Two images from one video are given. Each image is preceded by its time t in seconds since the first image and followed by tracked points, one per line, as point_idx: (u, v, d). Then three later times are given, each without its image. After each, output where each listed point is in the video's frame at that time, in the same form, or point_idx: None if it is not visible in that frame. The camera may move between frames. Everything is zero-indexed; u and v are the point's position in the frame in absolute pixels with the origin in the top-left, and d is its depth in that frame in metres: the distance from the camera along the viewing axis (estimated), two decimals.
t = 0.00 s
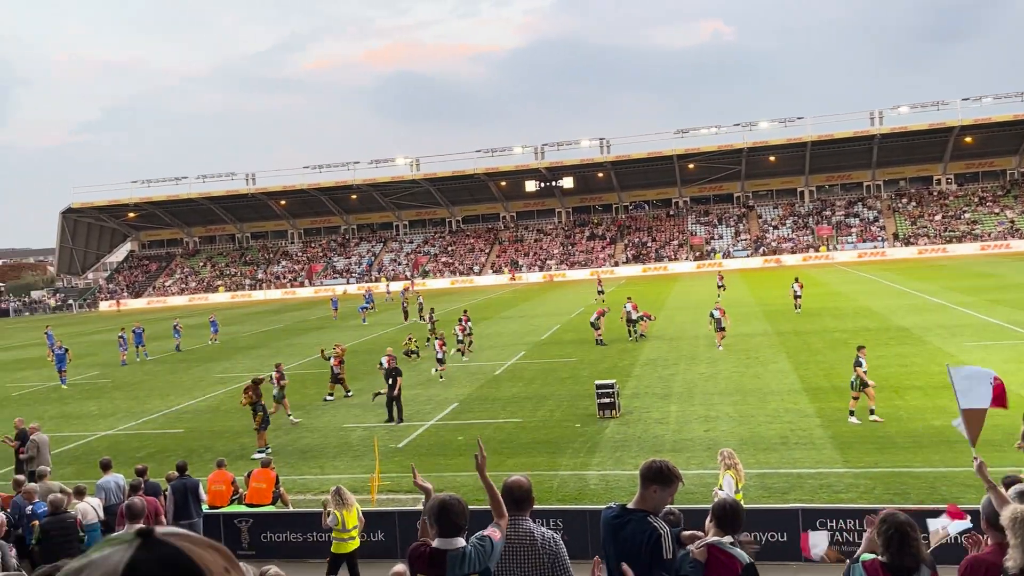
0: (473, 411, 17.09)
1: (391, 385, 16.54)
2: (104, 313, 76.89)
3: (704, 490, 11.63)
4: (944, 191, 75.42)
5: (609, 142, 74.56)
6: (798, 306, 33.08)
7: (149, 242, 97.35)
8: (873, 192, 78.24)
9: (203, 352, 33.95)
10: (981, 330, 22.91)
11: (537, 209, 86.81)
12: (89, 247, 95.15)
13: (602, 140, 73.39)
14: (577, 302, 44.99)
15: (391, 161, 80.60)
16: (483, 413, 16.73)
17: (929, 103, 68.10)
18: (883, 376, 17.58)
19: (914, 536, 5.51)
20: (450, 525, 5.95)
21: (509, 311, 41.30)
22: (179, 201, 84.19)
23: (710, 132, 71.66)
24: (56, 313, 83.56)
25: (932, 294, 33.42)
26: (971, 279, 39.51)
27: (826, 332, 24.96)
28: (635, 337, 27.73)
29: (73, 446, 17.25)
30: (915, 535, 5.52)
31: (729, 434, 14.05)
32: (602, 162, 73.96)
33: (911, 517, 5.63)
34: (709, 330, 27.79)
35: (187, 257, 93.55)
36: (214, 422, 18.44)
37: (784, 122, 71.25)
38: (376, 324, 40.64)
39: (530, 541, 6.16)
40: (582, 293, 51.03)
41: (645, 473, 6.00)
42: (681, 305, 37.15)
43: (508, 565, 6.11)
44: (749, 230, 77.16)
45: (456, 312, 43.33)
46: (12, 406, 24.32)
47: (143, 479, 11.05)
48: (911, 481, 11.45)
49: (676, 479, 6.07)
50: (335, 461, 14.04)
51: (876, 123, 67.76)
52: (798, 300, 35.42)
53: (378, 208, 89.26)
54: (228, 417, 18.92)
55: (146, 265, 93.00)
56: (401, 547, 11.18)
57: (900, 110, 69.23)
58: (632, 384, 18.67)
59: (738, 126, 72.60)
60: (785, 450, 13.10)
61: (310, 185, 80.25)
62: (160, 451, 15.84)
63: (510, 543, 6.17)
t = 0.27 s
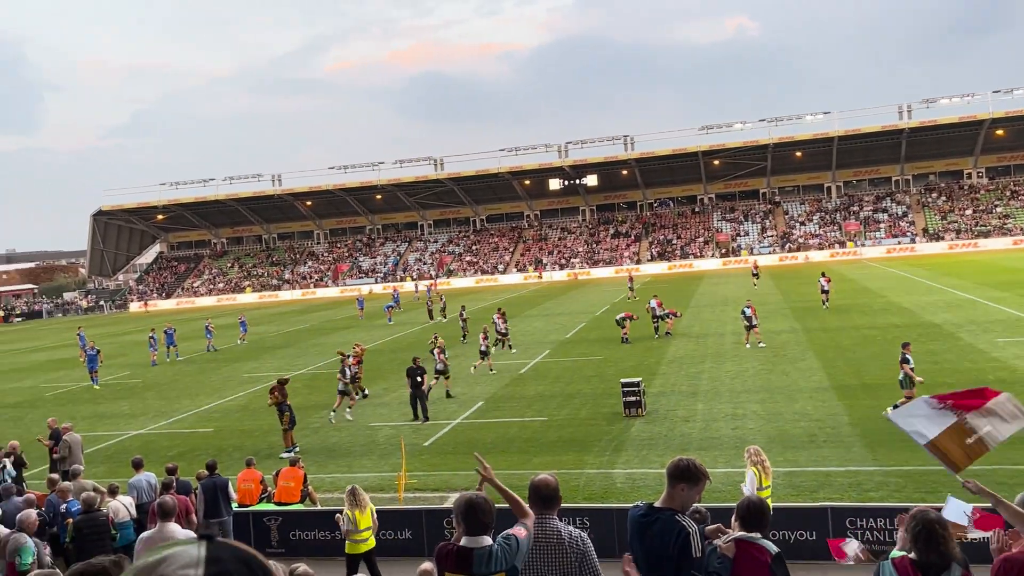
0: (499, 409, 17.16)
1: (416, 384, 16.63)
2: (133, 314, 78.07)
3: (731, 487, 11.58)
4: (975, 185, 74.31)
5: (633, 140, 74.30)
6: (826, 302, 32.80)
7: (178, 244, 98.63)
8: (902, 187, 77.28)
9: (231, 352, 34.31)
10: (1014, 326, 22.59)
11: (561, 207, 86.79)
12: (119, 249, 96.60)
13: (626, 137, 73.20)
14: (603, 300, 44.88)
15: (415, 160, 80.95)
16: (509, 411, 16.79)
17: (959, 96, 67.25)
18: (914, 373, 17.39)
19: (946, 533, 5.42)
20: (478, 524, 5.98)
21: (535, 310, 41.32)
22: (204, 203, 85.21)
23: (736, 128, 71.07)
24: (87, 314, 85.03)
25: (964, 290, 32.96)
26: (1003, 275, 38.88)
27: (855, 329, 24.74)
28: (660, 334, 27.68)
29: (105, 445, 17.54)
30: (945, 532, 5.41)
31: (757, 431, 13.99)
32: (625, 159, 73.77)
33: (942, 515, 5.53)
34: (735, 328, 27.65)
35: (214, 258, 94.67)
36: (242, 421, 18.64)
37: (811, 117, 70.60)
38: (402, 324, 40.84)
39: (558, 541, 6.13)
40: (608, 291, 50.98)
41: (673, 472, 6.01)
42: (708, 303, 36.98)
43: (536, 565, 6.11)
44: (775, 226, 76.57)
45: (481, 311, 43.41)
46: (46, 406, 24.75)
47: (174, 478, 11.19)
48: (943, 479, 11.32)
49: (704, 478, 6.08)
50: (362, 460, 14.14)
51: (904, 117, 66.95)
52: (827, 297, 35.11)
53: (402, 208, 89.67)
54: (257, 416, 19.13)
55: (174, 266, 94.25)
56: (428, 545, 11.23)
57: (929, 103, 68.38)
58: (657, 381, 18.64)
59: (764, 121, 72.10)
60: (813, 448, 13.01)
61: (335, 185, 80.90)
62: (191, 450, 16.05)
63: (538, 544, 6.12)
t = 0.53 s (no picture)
0: (524, 407, 17.17)
1: (439, 382, 16.70)
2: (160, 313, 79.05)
3: (759, 485, 11.51)
4: (1007, 178, 73.11)
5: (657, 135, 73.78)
6: (855, 298, 32.45)
7: (205, 244, 99.85)
8: (931, 181, 76.22)
9: (259, 351, 34.59)
10: None
11: (585, 204, 86.61)
12: (148, 249, 97.89)
13: (650, 133, 72.78)
14: (628, 297, 44.74)
15: (439, 159, 81.11)
16: (534, 409, 16.79)
17: (989, 88, 66.21)
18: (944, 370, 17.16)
19: (976, 532, 5.30)
20: (503, 521, 5.89)
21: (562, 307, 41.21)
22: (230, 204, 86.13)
23: (762, 123, 70.38)
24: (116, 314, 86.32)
25: (995, 285, 32.46)
26: None
27: (884, 325, 24.47)
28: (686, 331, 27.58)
29: (136, 443, 17.76)
30: (975, 531, 5.30)
31: (785, 429, 13.88)
32: (650, 155, 73.36)
33: (974, 512, 5.41)
34: (761, 325, 27.46)
35: (241, 258, 95.62)
36: (270, 419, 18.80)
37: (838, 111, 69.81)
38: (427, 322, 40.99)
39: (586, 539, 6.08)
40: (633, 288, 50.81)
41: (701, 469, 5.97)
42: (734, 300, 36.73)
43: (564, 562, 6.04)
44: (802, 222, 75.86)
45: (506, 309, 43.40)
46: (78, 404, 25.15)
47: (204, 476, 11.31)
48: (975, 479, 11.17)
49: (733, 476, 6.03)
50: (388, 458, 14.22)
51: (933, 109, 66.00)
52: (855, 292, 34.78)
53: (426, 207, 90.00)
54: (284, 415, 19.26)
55: (202, 266, 95.35)
56: (455, 542, 11.25)
57: (959, 95, 67.39)
58: (683, 379, 18.54)
59: (790, 116, 71.45)
60: (842, 445, 12.89)
61: (360, 185, 81.41)
62: (220, 448, 16.21)
63: (567, 540, 6.07)
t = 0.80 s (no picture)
0: (548, 404, 17.21)
1: (462, 379, 16.75)
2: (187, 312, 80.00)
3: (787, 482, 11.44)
4: None
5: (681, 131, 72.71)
6: (884, 293, 32.13)
7: (232, 243, 101.00)
8: (961, 174, 75.26)
9: (285, 349, 34.89)
10: None
11: (608, 200, 86.48)
12: (175, 249, 99.04)
13: (674, 129, 72.01)
14: (653, 293, 44.61)
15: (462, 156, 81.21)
16: (559, 406, 16.82)
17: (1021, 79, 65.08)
18: (974, 366, 16.96)
19: (1007, 529, 5.24)
20: (531, 518, 5.85)
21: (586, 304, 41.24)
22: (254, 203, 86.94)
23: (788, 118, 69.64)
24: (143, 313, 87.49)
25: None
26: None
27: (912, 321, 24.21)
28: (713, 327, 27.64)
29: (165, 440, 18.01)
30: (1006, 529, 5.24)
31: (813, 426, 13.80)
32: (674, 151, 72.79)
33: (1004, 511, 5.34)
34: (788, 321, 27.27)
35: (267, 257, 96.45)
36: (297, 416, 18.98)
37: (865, 104, 69.04)
38: (452, 319, 41.15)
39: (612, 536, 6.05)
40: (657, 284, 50.64)
41: (728, 466, 5.94)
42: (761, 296, 36.53)
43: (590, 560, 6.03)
44: (829, 217, 75.14)
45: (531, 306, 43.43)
46: (108, 402, 25.55)
47: (232, 473, 11.44)
48: (1006, 477, 11.06)
49: (760, 473, 6.01)
50: (415, 455, 14.30)
51: (963, 102, 65.07)
52: (882, 288, 34.46)
53: (450, 205, 90.28)
54: (311, 412, 19.44)
55: (229, 265, 96.31)
56: (481, 539, 11.28)
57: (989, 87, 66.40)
58: (709, 376, 18.47)
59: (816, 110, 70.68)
60: (870, 442, 12.79)
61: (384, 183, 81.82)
62: (248, 445, 16.40)
63: (592, 538, 6.07)
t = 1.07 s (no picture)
0: (572, 400, 17.20)
1: (485, 373, 16.77)
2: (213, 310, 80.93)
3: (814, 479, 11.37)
4: None
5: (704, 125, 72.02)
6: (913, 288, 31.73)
7: (257, 241, 101.96)
8: (992, 166, 74.12)
9: (311, 346, 35.14)
10: None
11: (631, 195, 86.17)
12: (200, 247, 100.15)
13: (698, 124, 71.07)
14: (679, 288, 44.41)
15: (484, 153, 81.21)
16: (583, 402, 16.82)
17: None
18: (1006, 361, 16.71)
19: None
20: (557, 514, 5.82)
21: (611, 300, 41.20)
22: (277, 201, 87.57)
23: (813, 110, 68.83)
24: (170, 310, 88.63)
25: None
26: None
27: (942, 316, 23.89)
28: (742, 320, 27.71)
29: (193, 436, 18.24)
30: None
31: (841, 422, 13.70)
32: (698, 145, 72.16)
33: None
34: (815, 316, 27.03)
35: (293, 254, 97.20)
36: (323, 412, 19.13)
37: (892, 96, 68.17)
38: (475, 315, 41.22)
39: (639, 533, 6.00)
40: (682, 280, 50.40)
41: (756, 462, 5.89)
42: (787, 291, 36.24)
43: (617, 556, 6.03)
44: (855, 210, 74.26)
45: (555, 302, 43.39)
46: (138, 399, 25.89)
47: (260, 468, 11.54)
48: None
49: (789, 469, 5.95)
50: (439, 450, 14.36)
51: (994, 92, 63.97)
52: (911, 282, 34.05)
53: (472, 201, 90.43)
54: (337, 408, 19.58)
55: (254, 262, 97.21)
56: (506, 535, 11.31)
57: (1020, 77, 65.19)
58: (734, 371, 18.39)
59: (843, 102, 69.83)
60: (898, 438, 12.67)
61: (407, 180, 82.05)
62: (276, 441, 16.56)
63: (621, 534, 6.04)
